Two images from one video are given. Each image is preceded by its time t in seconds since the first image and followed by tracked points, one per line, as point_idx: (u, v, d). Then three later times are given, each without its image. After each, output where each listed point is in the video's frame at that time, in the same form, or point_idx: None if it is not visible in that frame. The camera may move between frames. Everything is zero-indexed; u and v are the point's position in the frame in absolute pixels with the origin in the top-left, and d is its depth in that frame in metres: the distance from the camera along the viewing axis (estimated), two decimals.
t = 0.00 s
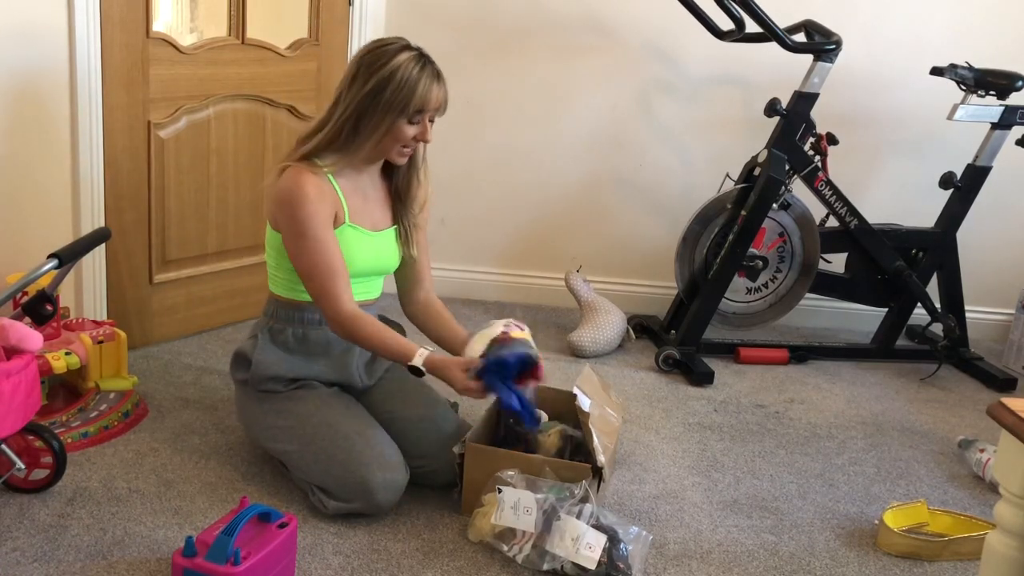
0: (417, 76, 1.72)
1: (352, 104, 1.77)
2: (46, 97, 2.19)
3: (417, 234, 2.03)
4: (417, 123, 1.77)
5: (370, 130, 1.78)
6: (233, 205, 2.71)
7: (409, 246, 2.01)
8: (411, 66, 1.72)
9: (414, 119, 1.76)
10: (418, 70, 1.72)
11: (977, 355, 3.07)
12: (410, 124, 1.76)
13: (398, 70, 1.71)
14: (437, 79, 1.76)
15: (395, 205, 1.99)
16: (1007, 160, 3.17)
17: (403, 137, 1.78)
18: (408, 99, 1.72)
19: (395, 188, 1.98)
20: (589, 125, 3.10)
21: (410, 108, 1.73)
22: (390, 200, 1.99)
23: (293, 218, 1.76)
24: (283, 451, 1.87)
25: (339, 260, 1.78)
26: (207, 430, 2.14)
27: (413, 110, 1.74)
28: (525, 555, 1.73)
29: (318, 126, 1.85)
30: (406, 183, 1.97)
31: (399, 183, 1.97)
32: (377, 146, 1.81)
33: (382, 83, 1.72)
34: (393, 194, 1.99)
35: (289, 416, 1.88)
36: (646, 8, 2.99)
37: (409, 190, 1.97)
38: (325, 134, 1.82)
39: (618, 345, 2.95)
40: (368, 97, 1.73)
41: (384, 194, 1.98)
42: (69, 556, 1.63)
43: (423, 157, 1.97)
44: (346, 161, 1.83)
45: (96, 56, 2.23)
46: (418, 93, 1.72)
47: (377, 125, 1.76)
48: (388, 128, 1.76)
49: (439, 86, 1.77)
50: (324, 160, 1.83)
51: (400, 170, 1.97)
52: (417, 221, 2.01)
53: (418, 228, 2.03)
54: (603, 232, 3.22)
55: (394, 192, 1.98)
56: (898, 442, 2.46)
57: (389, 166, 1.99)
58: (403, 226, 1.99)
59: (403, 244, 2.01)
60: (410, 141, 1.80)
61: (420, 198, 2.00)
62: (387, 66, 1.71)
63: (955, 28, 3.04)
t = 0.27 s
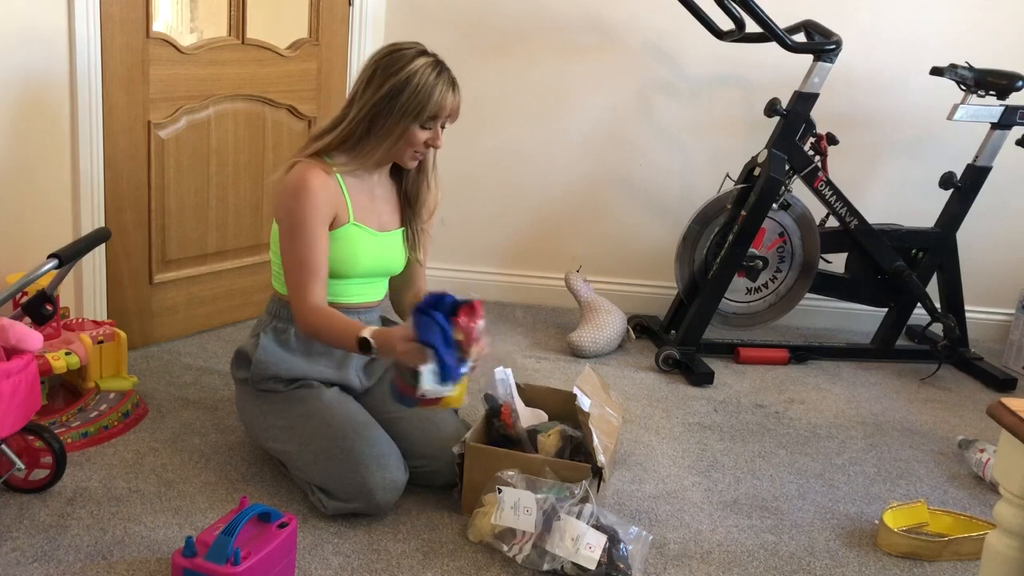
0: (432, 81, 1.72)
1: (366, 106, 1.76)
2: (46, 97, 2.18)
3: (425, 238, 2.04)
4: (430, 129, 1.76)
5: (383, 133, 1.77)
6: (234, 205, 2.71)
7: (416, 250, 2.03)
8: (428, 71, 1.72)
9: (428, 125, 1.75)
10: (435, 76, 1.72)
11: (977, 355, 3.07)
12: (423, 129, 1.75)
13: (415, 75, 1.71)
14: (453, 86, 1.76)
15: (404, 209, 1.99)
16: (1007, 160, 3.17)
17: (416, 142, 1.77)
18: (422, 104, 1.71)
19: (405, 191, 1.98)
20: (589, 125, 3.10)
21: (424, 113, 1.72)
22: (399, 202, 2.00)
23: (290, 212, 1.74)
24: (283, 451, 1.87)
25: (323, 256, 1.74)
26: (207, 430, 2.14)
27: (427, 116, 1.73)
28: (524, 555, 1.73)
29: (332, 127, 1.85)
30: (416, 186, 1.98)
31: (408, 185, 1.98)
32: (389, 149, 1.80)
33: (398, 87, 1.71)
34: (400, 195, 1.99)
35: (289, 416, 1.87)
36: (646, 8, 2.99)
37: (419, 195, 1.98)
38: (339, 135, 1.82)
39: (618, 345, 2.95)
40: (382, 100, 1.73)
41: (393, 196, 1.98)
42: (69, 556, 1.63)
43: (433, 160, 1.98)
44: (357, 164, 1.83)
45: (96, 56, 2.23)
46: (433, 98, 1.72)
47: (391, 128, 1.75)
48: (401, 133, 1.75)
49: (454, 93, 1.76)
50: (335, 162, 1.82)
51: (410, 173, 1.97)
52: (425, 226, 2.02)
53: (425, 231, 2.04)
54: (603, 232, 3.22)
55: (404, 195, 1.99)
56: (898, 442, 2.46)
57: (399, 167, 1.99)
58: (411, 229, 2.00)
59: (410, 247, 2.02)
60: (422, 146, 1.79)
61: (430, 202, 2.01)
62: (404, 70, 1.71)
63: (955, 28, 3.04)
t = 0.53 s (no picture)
0: (437, 81, 1.72)
1: (369, 106, 1.76)
2: (46, 97, 2.18)
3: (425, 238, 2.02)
4: (432, 129, 1.76)
5: (386, 132, 1.77)
6: (234, 205, 2.71)
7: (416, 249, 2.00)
8: (433, 71, 1.72)
9: (430, 124, 1.75)
10: (439, 76, 1.72)
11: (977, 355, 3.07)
12: (426, 129, 1.75)
13: (420, 75, 1.71)
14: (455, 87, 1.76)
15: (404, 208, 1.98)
16: (1008, 160, 3.17)
17: (418, 142, 1.77)
18: (426, 103, 1.71)
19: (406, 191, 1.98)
20: (589, 125, 3.10)
21: (428, 113, 1.72)
22: (400, 203, 1.98)
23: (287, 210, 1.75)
24: (283, 451, 1.86)
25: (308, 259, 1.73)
26: (207, 430, 2.14)
27: (431, 115, 1.73)
28: (525, 555, 1.73)
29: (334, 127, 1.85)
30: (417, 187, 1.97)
31: (409, 185, 1.97)
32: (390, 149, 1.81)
33: (402, 86, 1.71)
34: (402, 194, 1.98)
35: (289, 415, 1.87)
36: (647, 8, 2.99)
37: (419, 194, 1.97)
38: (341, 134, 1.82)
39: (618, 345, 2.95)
40: (385, 99, 1.73)
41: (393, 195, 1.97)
42: (69, 556, 1.63)
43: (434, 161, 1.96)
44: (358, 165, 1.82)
45: (96, 56, 2.23)
46: (437, 98, 1.72)
47: (394, 128, 1.75)
48: (404, 132, 1.75)
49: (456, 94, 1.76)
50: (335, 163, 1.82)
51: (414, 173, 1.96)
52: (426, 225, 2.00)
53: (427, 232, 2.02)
54: (603, 232, 3.22)
55: (404, 194, 1.98)
56: (898, 442, 2.46)
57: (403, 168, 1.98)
58: (411, 230, 1.98)
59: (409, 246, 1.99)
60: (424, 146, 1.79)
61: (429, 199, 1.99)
62: (410, 69, 1.71)
63: (955, 28, 3.04)
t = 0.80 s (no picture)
0: (434, 78, 1.72)
1: (369, 105, 1.76)
2: (46, 96, 2.18)
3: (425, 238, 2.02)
4: (433, 126, 1.76)
5: (388, 131, 1.77)
6: (233, 205, 2.71)
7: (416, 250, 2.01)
8: (430, 68, 1.72)
9: (430, 121, 1.75)
10: (437, 73, 1.72)
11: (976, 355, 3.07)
12: (427, 126, 1.76)
13: (417, 73, 1.71)
14: (453, 82, 1.75)
15: (404, 208, 1.98)
16: (1007, 160, 3.17)
17: (419, 140, 1.78)
18: (424, 101, 1.71)
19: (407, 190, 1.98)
20: (588, 125, 3.10)
21: (427, 111, 1.72)
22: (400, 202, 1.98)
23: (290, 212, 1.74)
24: (283, 451, 1.86)
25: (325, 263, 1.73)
26: (208, 430, 2.14)
27: (430, 113, 1.73)
28: (524, 554, 1.73)
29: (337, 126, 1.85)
30: (417, 187, 1.97)
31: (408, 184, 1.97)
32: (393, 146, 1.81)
33: (401, 86, 1.71)
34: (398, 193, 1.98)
35: (288, 415, 1.87)
36: (647, 8, 2.99)
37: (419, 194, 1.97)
38: (345, 133, 1.82)
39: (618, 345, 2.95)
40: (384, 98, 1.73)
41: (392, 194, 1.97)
42: (69, 556, 1.63)
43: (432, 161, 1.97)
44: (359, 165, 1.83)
45: (96, 56, 2.23)
46: (436, 95, 1.72)
47: (396, 127, 1.76)
48: (404, 131, 1.75)
49: (455, 89, 1.75)
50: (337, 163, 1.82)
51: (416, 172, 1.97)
52: (425, 225, 2.00)
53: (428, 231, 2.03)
54: (603, 232, 3.22)
55: (404, 193, 1.98)
56: (897, 442, 2.46)
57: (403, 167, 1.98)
58: (411, 228, 1.98)
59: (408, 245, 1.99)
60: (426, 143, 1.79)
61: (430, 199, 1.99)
62: (407, 66, 1.71)
63: (955, 28, 3.04)
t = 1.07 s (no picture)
0: (328, 53, 1.76)
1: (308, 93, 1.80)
2: (46, 96, 2.18)
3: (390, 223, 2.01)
4: (335, 105, 1.80)
5: (293, 113, 1.81)
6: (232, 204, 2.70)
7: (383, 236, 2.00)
8: (325, 45, 1.77)
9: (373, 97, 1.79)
10: (319, 53, 1.76)
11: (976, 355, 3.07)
12: (326, 105, 1.79)
13: (302, 51, 1.78)
14: (362, 61, 1.80)
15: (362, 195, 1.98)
16: (1008, 160, 3.17)
17: (325, 119, 1.80)
18: (308, 78, 1.76)
19: (360, 176, 1.99)
20: (589, 125, 3.10)
21: (311, 87, 1.77)
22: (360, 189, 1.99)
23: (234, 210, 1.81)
24: (282, 451, 1.86)
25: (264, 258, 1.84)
26: (207, 430, 2.14)
27: (322, 89, 1.77)
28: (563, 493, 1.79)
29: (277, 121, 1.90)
30: (371, 170, 1.98)
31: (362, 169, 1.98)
32: (316, 130, 1.84)
33: (299, 63, 1.78)
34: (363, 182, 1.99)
35: (286, 414, 1.87)
36: (647, 8, 2.99)
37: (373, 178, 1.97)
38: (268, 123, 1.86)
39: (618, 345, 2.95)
40: (294, 84, 1.78)
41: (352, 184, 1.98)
42: (69, 556, 1.63)
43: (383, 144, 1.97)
44: (296, 152, 1.83)
45: (96, 56, 2.22)
46: (316, 75, 1.76)
47: (295, 108, 1.80)
48: (298, 111, 1.79)
49: (364, 68, 1.80)
50: (275, 150, 1.85)
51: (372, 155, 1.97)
52: (388, 209, 2.00)
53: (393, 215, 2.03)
54: (603, 232, 3.22)
55: (362, 180, 1.99)
56: (897, 443, 2.46)
57: (354, 152, 2.00)
58: (376, 211, 1.98)
59: (376, 233, 1.98)
60: (341, 126, 1.81)
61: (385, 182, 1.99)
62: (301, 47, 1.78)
63: (955, 29, 3.04)
